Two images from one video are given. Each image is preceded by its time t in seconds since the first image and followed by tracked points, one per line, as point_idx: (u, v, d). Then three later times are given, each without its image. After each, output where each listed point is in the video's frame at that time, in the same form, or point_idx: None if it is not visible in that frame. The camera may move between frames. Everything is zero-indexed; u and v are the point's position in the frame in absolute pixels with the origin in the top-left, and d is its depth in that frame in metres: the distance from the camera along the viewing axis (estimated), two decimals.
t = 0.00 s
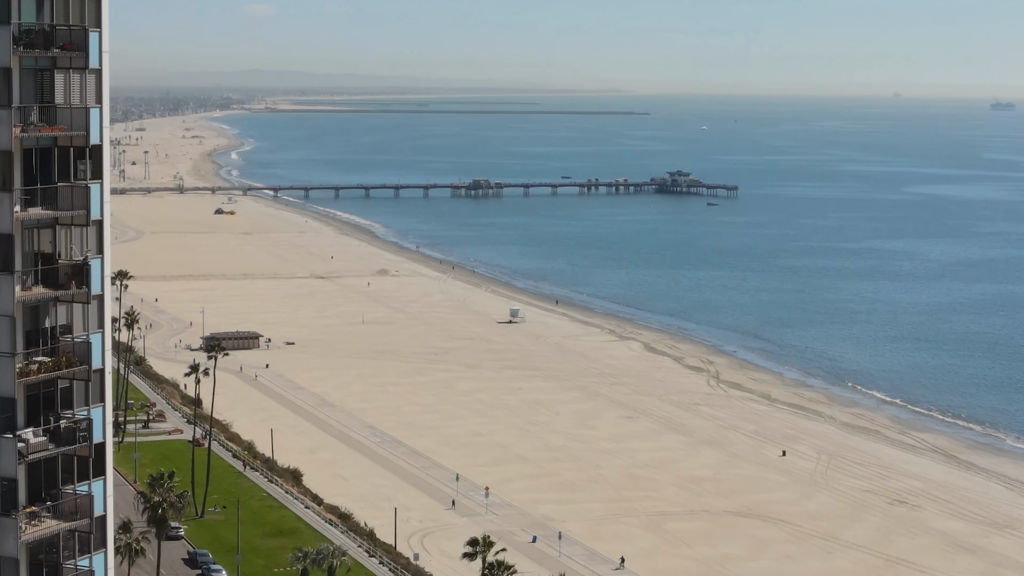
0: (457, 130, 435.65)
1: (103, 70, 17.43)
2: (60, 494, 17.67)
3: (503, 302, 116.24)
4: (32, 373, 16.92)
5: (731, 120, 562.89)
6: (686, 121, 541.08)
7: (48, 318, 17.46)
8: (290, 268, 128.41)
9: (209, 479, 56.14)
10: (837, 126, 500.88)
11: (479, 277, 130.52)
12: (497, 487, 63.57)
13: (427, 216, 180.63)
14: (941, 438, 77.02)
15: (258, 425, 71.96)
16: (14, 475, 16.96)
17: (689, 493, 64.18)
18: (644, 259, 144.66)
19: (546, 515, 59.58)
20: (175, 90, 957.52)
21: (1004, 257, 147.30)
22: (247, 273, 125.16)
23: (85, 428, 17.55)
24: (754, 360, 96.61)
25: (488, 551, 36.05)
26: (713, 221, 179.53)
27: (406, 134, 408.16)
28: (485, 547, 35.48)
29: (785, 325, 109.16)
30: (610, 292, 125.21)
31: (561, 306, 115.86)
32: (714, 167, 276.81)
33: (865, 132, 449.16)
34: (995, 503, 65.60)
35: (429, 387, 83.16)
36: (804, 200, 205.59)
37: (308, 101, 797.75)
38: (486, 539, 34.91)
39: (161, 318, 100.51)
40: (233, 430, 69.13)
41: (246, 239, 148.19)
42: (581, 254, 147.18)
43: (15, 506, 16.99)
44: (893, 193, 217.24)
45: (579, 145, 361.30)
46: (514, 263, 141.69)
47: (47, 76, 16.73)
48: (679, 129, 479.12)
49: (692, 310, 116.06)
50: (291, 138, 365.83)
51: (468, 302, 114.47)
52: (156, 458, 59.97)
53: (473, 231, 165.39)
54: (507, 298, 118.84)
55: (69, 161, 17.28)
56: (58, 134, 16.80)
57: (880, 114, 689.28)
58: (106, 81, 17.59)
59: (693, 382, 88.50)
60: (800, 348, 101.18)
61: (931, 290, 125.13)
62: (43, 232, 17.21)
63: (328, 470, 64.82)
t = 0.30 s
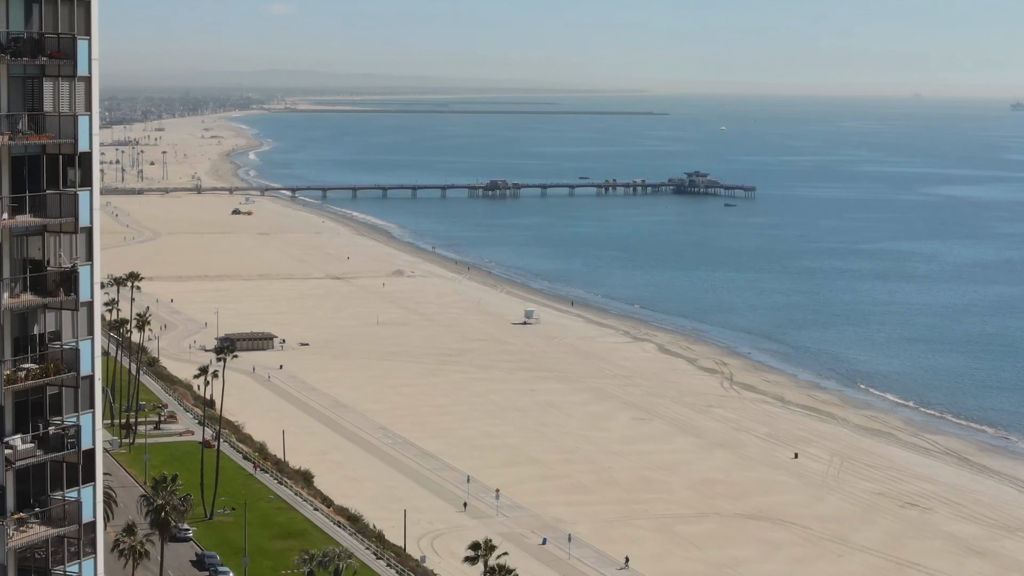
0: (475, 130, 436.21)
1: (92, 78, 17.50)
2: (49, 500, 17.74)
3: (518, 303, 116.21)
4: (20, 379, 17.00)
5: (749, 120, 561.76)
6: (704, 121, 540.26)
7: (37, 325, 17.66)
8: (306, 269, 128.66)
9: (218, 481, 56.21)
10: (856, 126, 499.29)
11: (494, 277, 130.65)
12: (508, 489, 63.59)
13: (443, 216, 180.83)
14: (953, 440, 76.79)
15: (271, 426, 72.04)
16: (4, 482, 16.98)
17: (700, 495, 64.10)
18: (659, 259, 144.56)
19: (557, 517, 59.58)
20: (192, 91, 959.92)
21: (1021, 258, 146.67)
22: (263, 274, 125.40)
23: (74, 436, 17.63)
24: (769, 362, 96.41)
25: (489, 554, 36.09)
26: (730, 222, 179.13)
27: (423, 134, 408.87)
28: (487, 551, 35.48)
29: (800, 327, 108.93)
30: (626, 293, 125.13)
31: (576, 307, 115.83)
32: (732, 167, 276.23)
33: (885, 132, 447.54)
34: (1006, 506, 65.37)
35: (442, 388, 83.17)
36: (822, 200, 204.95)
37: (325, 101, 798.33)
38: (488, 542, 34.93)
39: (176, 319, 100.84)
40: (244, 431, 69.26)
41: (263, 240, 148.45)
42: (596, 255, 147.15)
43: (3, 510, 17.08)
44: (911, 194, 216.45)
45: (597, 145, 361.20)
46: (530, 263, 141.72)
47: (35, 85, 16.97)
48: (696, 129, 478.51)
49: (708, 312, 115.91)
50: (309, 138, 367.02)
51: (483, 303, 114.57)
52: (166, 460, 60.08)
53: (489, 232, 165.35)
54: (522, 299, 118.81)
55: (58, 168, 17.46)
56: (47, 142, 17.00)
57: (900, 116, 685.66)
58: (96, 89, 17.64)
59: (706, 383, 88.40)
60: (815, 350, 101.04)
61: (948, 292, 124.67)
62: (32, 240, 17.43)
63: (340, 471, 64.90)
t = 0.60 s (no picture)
0: (491, 130, 437.64)
1: (81, 84, 17.12)
2: (37, 506, 17.43)
3: (533, 304, 116.21)
4: (7, 386, 16.67)
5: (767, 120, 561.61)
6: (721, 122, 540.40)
7: (25, 332, 17.32)
8: (322, 269, 128.98)
9: (227, 483, 56.25)
10: (874, 127, 498.70)
11: (511, 278, 130.70)
12: (519, 491, 63.52)
13: (459, 216, 181.25)
14: (967, 443, 76.53)
15: (284, 428, 72.18)
16: None
17: (711, 498, 63.97)
18: (675, 260, 144.38)
19: (567, 520, 59.48)
20: (209, 92, 963.68)
21: None
22: (279, 274, 125.79)
23: (63, 442, 17.37)
24: (783, 364, 96.26)
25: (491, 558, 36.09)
26: (747, 223, 178.95)
27: (440, 134, 410.45)
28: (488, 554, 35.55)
29: (815, 329, 108.76)
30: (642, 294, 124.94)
31: (591, 308, 115.79)
32: (749, 168, 276.05)
33: (902, 133, 446.91)
34: (1018, 509, 65.08)
35: (455, 389, 83.14)
36: (840, 201, 204.44)
37: (343, 101, 800.35)
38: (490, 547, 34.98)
39: (191, 319, 101.16)
40: (257, 432, 69.26)
41: (280, 240, 149.02)
42: (612, 256, 147.06)
43: None
44: (929, 196, 215.90)
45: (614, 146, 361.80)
46: (545, 264, 141.74)
47: (20, 92, 16.61)
48: (712, 129, 478.80)
49: (723, 313, 115.84)
50: (327, 138, 368.98)
51: (498, 304, 114.65)
52: (178, 462, 60.23)
53: (505, 233, 165.51)
54: (538, 300, 118.74)
55: (48, 175, 17.00)
56: (35, 150, 16.60)
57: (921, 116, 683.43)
58: (86, 97, 17.29)
59: (720, 385, 88.18)
60: (830, 352, 100.76)
61: (964, 294, 124.34)
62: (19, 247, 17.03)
63: (351, 473, 64.98)
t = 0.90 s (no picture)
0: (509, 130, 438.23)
1: (70, 92, 17.82)
2: (25, 513, 18.06)
3: (548, 305, 116.24)
4: None
5: (785, 121, 560.37)
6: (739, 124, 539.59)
7: (14, 339, 17.94)
8: (337, 270, 129.20)
9: (236, 485, 56.29)
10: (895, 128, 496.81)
11: (526, 279, 130.70)
12: (530, 493, 63.49)
13: (476, 218, 181.41)
14: (981, 446, 76.19)
15: (296, 429, 72.24)
16: None
17: (722, 501, 63.81)
18: (690, 262, 144.24)
19: (578, 522, 59.43)
20: (225, 92, 966.86)
21: None
22: (295, 275, 126.10)
23: (51, 449, 17.97)
24: (798, 366, 96.06)
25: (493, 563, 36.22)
26: (763, 224, 178.61)
27: (458, 134, 411.19)
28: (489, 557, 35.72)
29: (829, 330, 108.52)
30: (656, 296, 124.82)
31: (607, 310, 115.64)
32: (767, 169, 275.47)
33: (922, 134, 445.28)
34: None
35: (469, 391, 83.14)
36: (858, 203, 203.84)
37: (360, 101, 801.85)
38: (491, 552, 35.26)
39: (206, 320, 101.47)
40: (269, 434, 69.27)
41: (297, 241, 149.43)
42: (627, 257, 146.99)
43: None
44: (948, 197, 215.06)
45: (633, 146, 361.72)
46: (560, 265, 141.74)
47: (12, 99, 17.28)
48: (729, 130, 478.03)
49: (737, 314, 115.68)
50: (345, 138, 370.35)
51: (513, 305, 114.66)
52: (189, 463, 60.38)
53: (521, 234, 165.55)
54: (553, 301, 118.74)
55: (37, 182, 17.73)
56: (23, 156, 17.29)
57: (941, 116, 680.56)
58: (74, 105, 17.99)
59: (734, 387, 88.02)
60: (845, 354, 100.50)
61: (981, 296, 123.84)
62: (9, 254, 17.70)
63: (363, 474, 65.02)
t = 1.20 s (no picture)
0: (526, 130, 438.68)
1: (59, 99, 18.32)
2: (16, 519, 18.59)
3: (563, 306, 116.24)
4: None
5: (803, 121, 559.27)
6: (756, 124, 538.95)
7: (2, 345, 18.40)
8: (353, 271, 129.41)
9: (246, 486, 56.43)
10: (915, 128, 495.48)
11: (542, 280, 130.76)
12: (541, 495, 63.50)
13: (493, 218, 181.62)
14: (994, 449, 75.96)
15: (309, 431, 72.38)
16: None
17: (734, 503, 63.70)
18: (705, 262, 144.11)
19: (588, 524, 59.44)
20: (241, 92, 968.54)
21: None
22: (310, 275, 126.38)
23: (39, 455, 18.48)
24: (812, 367, 95.93)
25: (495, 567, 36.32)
26: (781, 225, 178.15)
27: (475, 134, 411.74)
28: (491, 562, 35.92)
29: (846, 332, 108.25)
30: (671, 297, 124.76)
31: (622, 311, 115.52)
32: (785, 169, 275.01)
33: (942, 134, 443.82)
34: None
35: (482, 392, 83.18)
36: (876, 203, 203.26)
37: (383, 100, 800.80)
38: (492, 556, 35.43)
39: (221, 321, 101.74)
40: (280, 435, 69.35)
41: (313, 241, 149.76)
42: (643, 258, 146.89)
43: None
44: (968, 198, 214.25)
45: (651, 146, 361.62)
46: (576, 266, 141.74)
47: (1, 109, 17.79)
48: (747, 130, 477.57)
49: (752, 315, 115.54)
50: (363, 138, 371.33)
51: (528, 306, 114.68)
52: (199, 464, 60.60)
53: (538, 234, 165.50)
54: (567, 302, 118.76)
55: (26, 189, 18.24)
56: (10, 164, 17.79)
57: (964, 116, 676.27)
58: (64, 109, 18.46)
59: (747, 389, 87.86)
60: (859, 356, 100.25)
61: (997, 298, 123.45)
62: None
63: (375, 476, 65.10)
